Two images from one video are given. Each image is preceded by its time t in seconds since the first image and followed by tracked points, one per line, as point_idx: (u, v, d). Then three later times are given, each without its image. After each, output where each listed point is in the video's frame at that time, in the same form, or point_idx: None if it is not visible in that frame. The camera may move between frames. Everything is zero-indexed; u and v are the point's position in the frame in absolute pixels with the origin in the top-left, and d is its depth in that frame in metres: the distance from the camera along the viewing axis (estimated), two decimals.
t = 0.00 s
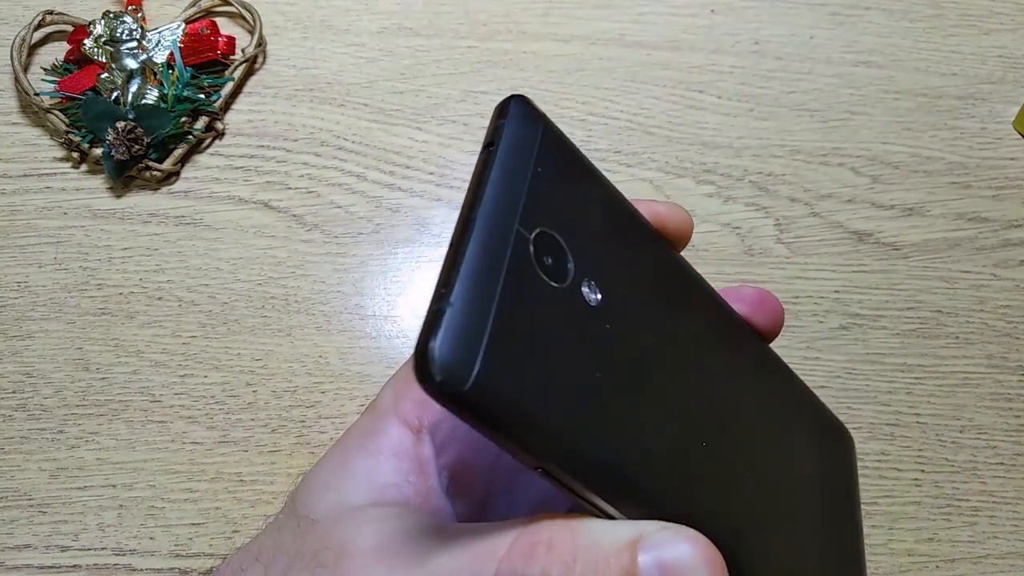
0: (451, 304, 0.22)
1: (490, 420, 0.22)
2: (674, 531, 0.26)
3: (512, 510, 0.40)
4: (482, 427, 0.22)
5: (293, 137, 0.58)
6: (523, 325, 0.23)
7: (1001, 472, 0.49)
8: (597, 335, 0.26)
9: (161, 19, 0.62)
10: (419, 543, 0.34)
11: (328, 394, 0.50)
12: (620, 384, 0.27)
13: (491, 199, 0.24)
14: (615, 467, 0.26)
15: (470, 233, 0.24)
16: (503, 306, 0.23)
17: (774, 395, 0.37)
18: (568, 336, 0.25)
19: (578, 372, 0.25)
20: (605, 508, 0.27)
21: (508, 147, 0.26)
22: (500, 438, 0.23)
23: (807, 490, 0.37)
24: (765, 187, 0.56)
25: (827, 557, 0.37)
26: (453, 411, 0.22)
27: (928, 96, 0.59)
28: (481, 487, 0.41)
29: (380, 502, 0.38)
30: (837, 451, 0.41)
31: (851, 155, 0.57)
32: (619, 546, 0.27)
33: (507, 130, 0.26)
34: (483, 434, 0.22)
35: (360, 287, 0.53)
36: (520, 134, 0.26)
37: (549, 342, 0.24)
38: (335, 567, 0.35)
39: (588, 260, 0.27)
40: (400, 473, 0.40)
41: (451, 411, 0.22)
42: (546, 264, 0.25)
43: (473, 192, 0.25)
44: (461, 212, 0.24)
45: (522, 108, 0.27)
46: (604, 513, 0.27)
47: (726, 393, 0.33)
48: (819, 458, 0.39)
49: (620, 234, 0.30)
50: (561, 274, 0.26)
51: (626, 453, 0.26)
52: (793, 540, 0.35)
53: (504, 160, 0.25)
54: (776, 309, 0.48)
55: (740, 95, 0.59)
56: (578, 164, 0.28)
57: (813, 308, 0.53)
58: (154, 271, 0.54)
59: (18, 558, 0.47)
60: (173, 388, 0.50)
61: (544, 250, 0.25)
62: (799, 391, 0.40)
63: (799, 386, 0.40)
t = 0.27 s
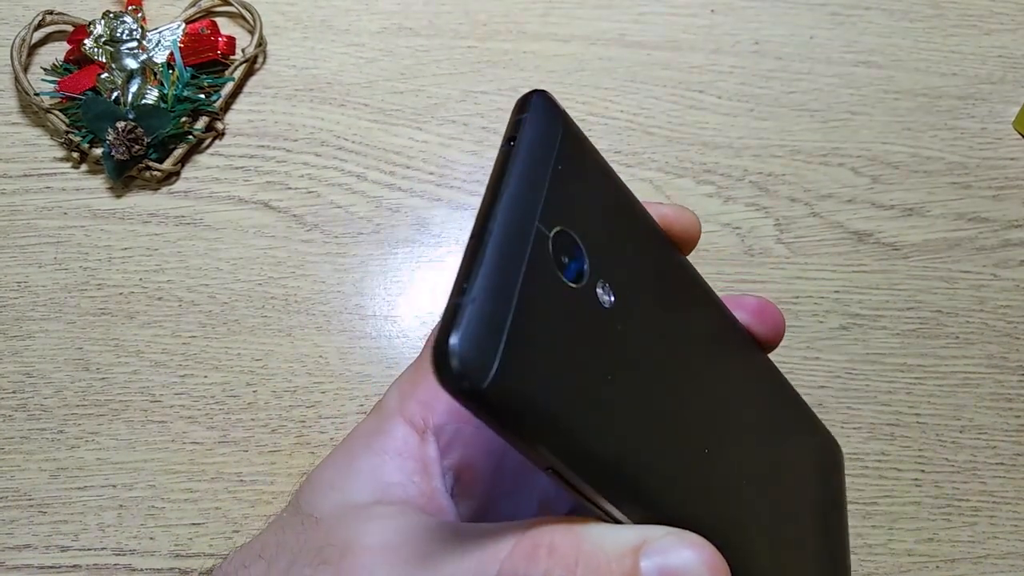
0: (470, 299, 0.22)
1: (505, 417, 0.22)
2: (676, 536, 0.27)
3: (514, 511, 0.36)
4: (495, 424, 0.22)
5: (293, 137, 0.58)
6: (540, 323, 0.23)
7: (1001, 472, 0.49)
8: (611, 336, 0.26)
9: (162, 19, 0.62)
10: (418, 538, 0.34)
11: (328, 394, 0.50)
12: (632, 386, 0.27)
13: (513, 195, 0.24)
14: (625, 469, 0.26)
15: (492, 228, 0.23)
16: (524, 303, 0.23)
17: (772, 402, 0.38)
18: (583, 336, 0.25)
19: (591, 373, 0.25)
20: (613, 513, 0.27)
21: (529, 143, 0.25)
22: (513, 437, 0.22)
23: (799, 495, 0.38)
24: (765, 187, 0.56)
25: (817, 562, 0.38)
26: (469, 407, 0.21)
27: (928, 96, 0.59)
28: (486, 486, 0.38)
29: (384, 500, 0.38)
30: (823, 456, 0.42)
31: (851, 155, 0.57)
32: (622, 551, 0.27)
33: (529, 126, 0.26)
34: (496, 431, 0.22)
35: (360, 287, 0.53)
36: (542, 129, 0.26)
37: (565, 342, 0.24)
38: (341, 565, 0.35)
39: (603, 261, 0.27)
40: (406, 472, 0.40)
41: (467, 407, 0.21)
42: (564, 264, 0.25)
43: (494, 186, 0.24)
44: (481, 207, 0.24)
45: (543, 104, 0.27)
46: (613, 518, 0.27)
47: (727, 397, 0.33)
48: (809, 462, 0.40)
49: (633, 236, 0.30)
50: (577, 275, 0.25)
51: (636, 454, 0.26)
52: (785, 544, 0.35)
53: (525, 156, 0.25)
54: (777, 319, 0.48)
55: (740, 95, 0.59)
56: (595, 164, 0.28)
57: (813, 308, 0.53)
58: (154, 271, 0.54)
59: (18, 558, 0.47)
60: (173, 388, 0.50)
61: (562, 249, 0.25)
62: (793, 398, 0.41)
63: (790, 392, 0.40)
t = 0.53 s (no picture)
0: (480, 303, 0.21)
1: (516, 425, 0.21)
2: (680, 542, 0.26)
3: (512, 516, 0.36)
4: (503, 429, 0.22)
5: (293, 137, 0.58)
6: (551, 328, 0.23)
7: (1001, 472, 0.49)
8: (617, 340, 0.26)
9: (161, 19, 0.62)
10: (420, 534, 0.34)
11: (328, 394, 0.50)
12: (637, 391, 0.26)
13: (524, 196, 0.24)
14: (630, 474, 0.25)
15: (503, 229, 0.23)
16: (535, 306, 0.22)
17: (769, 405, 0.38)
18: (592, 341, 0.24)
19: (599, 378, 0.24)
20: (616, 517, 0.27)
21: (540, 143, 0.25)
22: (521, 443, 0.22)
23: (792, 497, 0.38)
24: (765, 187, 0.56)
25: (810, 564, 0.38)
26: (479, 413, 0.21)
27: (928, 96, 0.59)
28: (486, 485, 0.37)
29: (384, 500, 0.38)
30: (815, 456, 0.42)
31: (851, 155, 0.57)
32: (626, 557, 0.27)
33: (539, 126, 0.25)
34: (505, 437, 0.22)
35: (360, 287, 0.53)
36: (553, 129, 0.26)
37: (574, 347, 0.24)
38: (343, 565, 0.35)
39: (610, 264, 0.27)
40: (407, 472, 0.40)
41: (476, 412, 0.21)
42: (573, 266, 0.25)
43: (503, 187, 0.24)
44: (491, 207, 0.23)
45: (553, 103, 0.26)
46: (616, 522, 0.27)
47: (725, 400, 0.33)
48: (802, 463, 0.40)
49: (639, 238, 0.29)
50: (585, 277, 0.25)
51: (641, 459, 0.26)
52: (779, 545, 0.35)
53: (536, 156, 0.25)
54: (776, 324, 0.48)
55: (740, 95, 0.59)
56: (604, 165, 0.28)
57: (813, 308, 0.53)
58: (154, 271, 0.54)
59: (18, 558, 0.47)
60: (173, 387, 0.50)
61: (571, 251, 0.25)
62: (789, 400, 0.41)
63: (785, 392, 0.40)
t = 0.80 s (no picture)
0: (493, 319, 0.21)
1: (528, 441, 0.21)
2: (686, 554, 0.26)
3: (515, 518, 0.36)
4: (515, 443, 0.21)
5: (293, 137, 0.58)
6: (562, 339, 0.22)
7: (1001, 472, 0.49)
8: (626, 349, 0.26)
9: (162, 19, 0.62)
10: (420, 534, 0.34)
11: (328, 394, 0.50)
12: (644, 400, 0.26)
13: (535, 205, 0.23)
14: (637, 484, 0.25)
15: (514, 240, 0.23)
16: (547, 317, 0.22)
17: (769, 409, 0.38)
18: (601, 350, 0.24)
19: (608, 389, 0.24)
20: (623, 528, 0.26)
21: (550, 149, 0.25)
22: (532, 459, 0.22)
23: (792, 502, 0.38)
24: (765, 187, 0.56)
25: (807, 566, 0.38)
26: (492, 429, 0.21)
27: (928, 96, 0.59)
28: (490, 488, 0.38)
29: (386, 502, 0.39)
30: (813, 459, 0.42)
31: (851, 155, 0.57)
32: (633, 568, 0.26)
33: (549, 132, 0.25)
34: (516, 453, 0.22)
35: (360, 287, 0.53)
36: (563, 135, 0.25)
37: (585, 358, 0.23)
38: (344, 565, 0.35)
39: (618, 272, 0.27)
40: (409, 475, 0.40)
41: (488, 427, 0.21)
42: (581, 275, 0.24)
43: (514, 197, 0.23)
44: (503, 217, 0.23)
45: (563, 108, 0.26)
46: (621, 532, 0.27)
47: (727, 408, 0.33)
48: (801, 467, 0.40)
49: (645, 245, 0.29)
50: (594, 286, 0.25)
51: (648, 472, 0.26)
52: (778, 552, 0.35)
53: (546, 163, 0.24)
54: (777, 325, 0.48)
55: (740, 95, 0.59)
56: (613, 171, 0.28)
57: (813, 308, 0.53)
58: (154, 271, 0.54)
59: (18, 558, 0.47)
60: (173, 387, 0.50)
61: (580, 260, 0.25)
62: (790, 402, 0.41)
63: (784, 396, 0.40)
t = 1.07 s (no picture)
0: (500, 328, 0.21)
1: (535, 450, 0.21)
2: (689, 558, 0.26)
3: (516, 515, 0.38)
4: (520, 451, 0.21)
5: (293, 137, 0.58)
6: (566, 346, 0.23)
7: (1000, 472, 0.49)
8: (628, 354, 0.26)
9: (162, 20, 0.63)
10: (422, 534, 0.34)
11: (328, 394, 0.50)
12: (647, 405, 0.26)
13: (540, 211, 0.24)
14: (639, 489, 0.25)
15: (519, 246, 0.23)
16: (551, 325, 0.22)
17: (769, 410, 0.38)
18: (604, 356, 0.24)
19: (613, 394, 0.24)
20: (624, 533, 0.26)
21: (555, 155, 0.25)
22: (539, 467, 0.22)
23: (789, 503, 0.38)
24: (764, 187, 0.57)
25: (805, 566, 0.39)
26: (500, 439, 0.21)
27: (927, 96, 0.59)
28: (490, 489, 0.39)
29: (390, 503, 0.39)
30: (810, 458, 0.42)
31: (850, 155, 0.57)
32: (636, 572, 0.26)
33: (554, 137, 0.25)
34: (523, 462, 0.22)
35: (360, 287, 0.53)
36: (568, 141, 0.25)
37: (589, 364, 0.24)
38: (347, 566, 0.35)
39: (621, 278, 0.27)
40: (411, 475, 0.40)
41: (493, 435, 0.21)
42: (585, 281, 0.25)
43: (519, 204, 0.24)
44: (509, 224, 0.23)
45: (568, 113, 0.26)
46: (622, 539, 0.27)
47: (728, 410, 0.33)
48: (799, 467, 0.40)
49: (648, 249, 0.29)
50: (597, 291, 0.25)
51: (651, 477, 0.26)
52: (778, 551, 0.36)
53: (551, 169, 0.25)
54: (775, 325, 0.48)
55: (739, 95, 0.60)
56: (617, 176, 0.28)
57: (811, 307, 0.53)
58: (155, 271, 0.54)
59: (19, 557, 0.47)
60: (173, 387, 0.50)
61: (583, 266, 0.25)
62: (789, 403, 0.41)
63: (783, 396, 0.40)
